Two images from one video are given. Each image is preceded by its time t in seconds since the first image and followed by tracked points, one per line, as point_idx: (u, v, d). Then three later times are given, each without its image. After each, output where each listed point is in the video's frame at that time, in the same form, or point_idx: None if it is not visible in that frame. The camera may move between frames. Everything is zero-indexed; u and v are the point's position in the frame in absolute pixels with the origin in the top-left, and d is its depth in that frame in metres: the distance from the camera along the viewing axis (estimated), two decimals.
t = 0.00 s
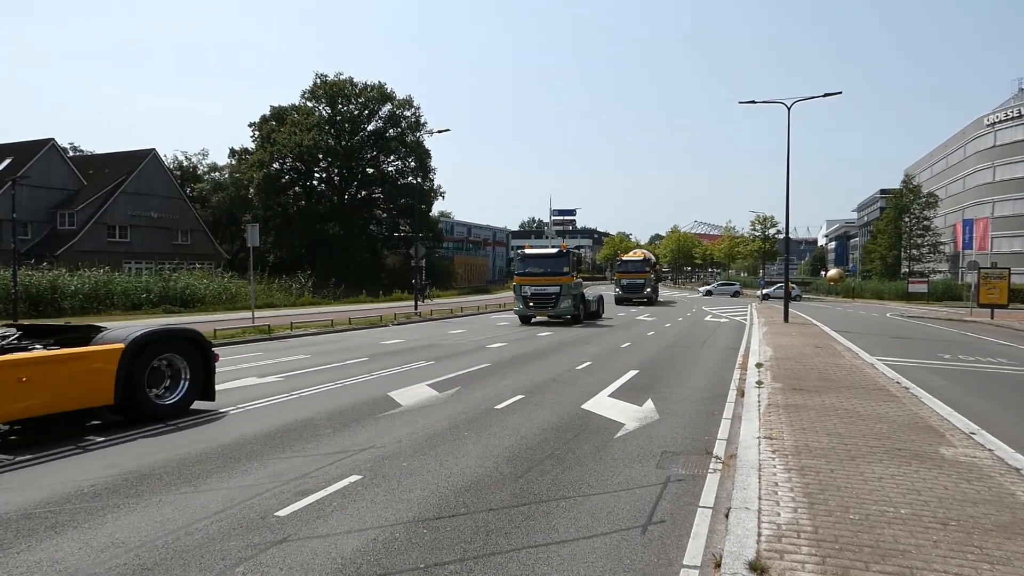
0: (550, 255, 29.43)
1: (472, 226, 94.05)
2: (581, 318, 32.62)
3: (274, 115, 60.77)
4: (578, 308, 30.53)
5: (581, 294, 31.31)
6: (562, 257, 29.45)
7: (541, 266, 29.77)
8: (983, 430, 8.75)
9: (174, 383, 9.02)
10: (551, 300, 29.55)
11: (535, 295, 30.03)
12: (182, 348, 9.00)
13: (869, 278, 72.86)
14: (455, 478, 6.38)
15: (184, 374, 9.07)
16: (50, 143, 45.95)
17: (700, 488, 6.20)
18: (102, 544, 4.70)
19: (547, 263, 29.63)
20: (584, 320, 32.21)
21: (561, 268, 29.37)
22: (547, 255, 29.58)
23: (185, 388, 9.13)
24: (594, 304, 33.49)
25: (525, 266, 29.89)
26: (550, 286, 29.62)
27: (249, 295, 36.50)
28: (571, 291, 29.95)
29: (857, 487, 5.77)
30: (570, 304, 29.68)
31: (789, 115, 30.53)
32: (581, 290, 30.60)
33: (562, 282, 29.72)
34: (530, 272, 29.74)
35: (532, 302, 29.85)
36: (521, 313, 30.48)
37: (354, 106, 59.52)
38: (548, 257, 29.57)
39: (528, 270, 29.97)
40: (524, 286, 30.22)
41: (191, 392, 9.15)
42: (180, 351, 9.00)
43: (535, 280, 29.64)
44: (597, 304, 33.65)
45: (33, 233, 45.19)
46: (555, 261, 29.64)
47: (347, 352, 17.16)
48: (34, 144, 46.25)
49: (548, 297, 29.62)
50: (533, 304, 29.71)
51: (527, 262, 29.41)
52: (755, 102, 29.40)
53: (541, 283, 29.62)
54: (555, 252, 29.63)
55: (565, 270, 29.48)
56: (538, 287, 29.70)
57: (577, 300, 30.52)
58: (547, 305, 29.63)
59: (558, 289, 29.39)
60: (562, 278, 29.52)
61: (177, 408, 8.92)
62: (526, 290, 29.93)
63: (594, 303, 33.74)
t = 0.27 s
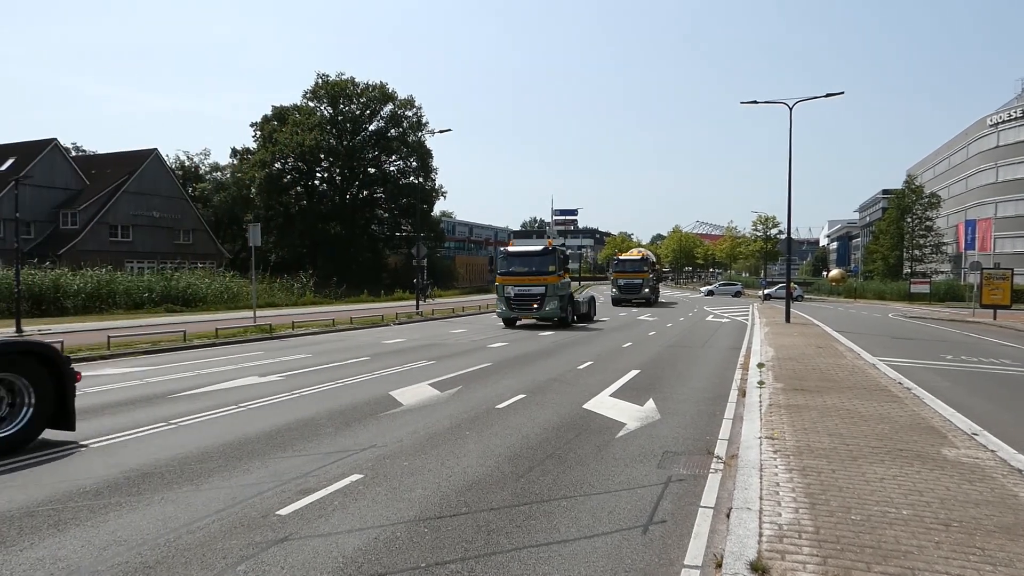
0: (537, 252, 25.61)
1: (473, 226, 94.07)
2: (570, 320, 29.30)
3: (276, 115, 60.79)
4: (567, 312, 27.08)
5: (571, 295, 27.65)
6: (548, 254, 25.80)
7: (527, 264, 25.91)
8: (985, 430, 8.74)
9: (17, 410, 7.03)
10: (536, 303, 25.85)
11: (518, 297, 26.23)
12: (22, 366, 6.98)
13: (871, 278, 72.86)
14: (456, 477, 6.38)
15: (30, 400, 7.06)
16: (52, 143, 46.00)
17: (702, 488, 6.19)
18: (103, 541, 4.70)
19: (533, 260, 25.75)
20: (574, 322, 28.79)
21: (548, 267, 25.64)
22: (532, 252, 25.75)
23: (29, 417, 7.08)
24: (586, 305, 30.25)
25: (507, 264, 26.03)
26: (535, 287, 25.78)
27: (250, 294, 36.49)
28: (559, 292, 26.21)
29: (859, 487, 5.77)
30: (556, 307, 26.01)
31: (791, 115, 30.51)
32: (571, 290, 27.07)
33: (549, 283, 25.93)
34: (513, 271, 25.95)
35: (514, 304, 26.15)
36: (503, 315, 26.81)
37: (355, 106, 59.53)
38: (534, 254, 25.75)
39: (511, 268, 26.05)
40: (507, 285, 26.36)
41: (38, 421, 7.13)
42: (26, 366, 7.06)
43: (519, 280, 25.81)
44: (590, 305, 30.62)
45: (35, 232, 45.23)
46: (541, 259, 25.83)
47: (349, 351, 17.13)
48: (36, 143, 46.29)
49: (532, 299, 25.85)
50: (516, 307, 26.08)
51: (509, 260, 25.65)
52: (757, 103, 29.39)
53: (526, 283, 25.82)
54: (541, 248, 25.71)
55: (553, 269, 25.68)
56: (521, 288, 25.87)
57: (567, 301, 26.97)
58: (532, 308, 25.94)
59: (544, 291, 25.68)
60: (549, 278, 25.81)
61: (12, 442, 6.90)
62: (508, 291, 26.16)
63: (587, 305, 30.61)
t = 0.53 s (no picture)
0: (519, 250, 23.84)
1: (477, 226, 94.11)
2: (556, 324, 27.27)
3: (279, 115, 60.84)
4: (550, 315, 25.13)
5: (555, 297, 25.74)
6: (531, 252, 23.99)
7: (508, 263, 24.16)
8: (989, 430, 8.71)
9: None
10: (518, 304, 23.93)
11: (499, 298, 24.28)
12: None
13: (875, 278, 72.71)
14: (460, 476, 6.39)
15: None
16: (56, 143, 46.15)
17: (705, 489, 6.18)
18: (108, 540, 4.71)
19: (515, 259, 24.01)
20: (559, 326, 26.76)
21: (531, 265, 23.87)
22: (513, 250, 23.97)
23: None
24: (574, 308, 28.85)
25: (486, 263, 24.19)
26: (517, 288, 23.93)
27: (254, 294, 36.52)
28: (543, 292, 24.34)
29: (864, 487, 5.76)
30: (540, 308, 24.12)
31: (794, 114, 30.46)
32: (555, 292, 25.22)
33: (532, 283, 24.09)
34: (493, 271, 24.10)
35: (494, 307, 24.19)
36: (482, 319, 24.75)
37: (358, 106, 59.57)
38: (516, 252, 23.97)
39: (490, 268, 24.21)
40: (486, 286, 24.44)
41: None
42: None
43: (499, 279, 23.89)
44: (578, 309, 29.25)
45: (40, 232, 45.35)
46: (523, 257, 24.03)
47: (352, 351, 17.14)
48: (41, 144, 46.44)
49: (514, 300, 23.92)
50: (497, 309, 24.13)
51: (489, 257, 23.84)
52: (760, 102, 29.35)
53: (507, 283, 23.93)
54: (523, 246, 23.96)
55: (536, 267, 23.86)
56: (502, 289, 23.96)
57: (550, 304, 25.07)
58: (514, 310, 24.00)
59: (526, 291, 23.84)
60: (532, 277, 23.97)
61: None
62: (488, 293, 24.20)
63: (575, 308, 29.18)
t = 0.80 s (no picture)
0: (498, 248, 23.40)
1: (479, 226, 94.03)
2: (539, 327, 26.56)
3: (282, 115, 60.88)
4: (532, 316, 24.61)
5: (537, 298, 25.24)
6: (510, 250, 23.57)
7: (487, 261, 23.69)
8: (992, 430, 8.67)
9: None
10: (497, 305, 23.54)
11: (477, 298, 23.88)
12: None
13: (879, 278, 72.55)
14: (463, 476, 6.39)
15: None
16: (61, 143, 46.29)
17: (709, 489, 6.16)
18: (113, 539, 4.72)
19: (493, 258, 23.58)
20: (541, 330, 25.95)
21: (511, 264, 23.53)
22: (491, 249, 23.61)
23: None
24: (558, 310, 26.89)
25: (465, 262, 23.83)
26: (495, 287, 23.46)
27: (257, 293, 36.56)
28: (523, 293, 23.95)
29: (867, 488, 5.75)
30: (520, 309, 23.69)
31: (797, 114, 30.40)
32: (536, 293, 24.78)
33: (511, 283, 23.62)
34: (471, 270, 23.71)
35: (473, 307, 23.78)
36: (461, 321, 24.31)
37: (361, 106, 59.62)
38: (495, 250, 23.60)
39: (468, 267, 23.85)
40: (464, 286, 24.13)
41: None
42: None
43: (477, 279, 23.53)
44: (563, 310, 27.34)
45: (44, 231, 45.45)
46: (502, 255, 23.67)
47: (354, 351, 17.15)
48: (45, 143, 46.55)
49: (492, 300, 23.59)
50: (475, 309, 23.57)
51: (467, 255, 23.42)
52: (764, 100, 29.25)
53: (485, 283, 23.55)
54: (502, 243, 23.62)
55: (514, 266, 23.51)
56: (480, 289, 23.58)
57: (532, 305, 24.59)
58: (492, 311, 23.63)
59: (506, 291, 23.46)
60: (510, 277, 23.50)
61: None
62: (465, 293, 23.78)
63: (561, 309, 27.28)
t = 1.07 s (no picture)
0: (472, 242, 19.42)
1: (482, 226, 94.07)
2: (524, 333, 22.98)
3: (286, 115, 60.97)
4: (512, 322, 20.62)
5: (520, 301, 21.15)
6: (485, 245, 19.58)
7: (460, 258, 19.73)
8: (996, 431, 8.64)
9: None
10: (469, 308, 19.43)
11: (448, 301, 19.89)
12: None
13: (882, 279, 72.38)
14: (466, 477, 6.39)
15: None
16: (65, 143, 46.43)
17: (712, 490, 6.15)
18: (115, 540, 4.73)
19: (467, 254, 19.61)
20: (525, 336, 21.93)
21: (486, 260, 19.34)
22: (465, 242, 19.51)
23: None
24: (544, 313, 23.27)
25: (434, 259, 19.84)
26: (468, 289, 19.46)
27: (260, 294, 36.59)
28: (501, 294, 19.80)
29: (871, 488, 5.74)
30: (496, 313, 19.47)
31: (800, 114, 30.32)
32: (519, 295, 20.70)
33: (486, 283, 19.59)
34: (440, 267, 19.71)
35: (442, 311, 19.70)
36: (429, 327, 20.27)
37: (364, 106, 59.66)
38: (468, 244, 19.51)
39: (439, 264, 19.90)
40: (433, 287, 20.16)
41: None
42: None
43: (447, 278, 19.52)
44: (550, 313, 23.79)
45: (48, 232, 45.63)
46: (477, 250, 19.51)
47: (356, 351, 17.16)
48: (50, 143, 46.70)
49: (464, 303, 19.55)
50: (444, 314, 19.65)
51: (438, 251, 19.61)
52: (768, 101, 29.16)
53: (456, 282, 19.43)
54: (477, 237, 19.63)
55: (490, 263, 19.31)
56: (450, 289, 19.50)
57: (512, 309, 20.59)
58: (464, 315, 19.48)
59: (479, 291, 19.30)
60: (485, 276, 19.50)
61: None
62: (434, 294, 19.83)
63: (547, 312, 23.71)
